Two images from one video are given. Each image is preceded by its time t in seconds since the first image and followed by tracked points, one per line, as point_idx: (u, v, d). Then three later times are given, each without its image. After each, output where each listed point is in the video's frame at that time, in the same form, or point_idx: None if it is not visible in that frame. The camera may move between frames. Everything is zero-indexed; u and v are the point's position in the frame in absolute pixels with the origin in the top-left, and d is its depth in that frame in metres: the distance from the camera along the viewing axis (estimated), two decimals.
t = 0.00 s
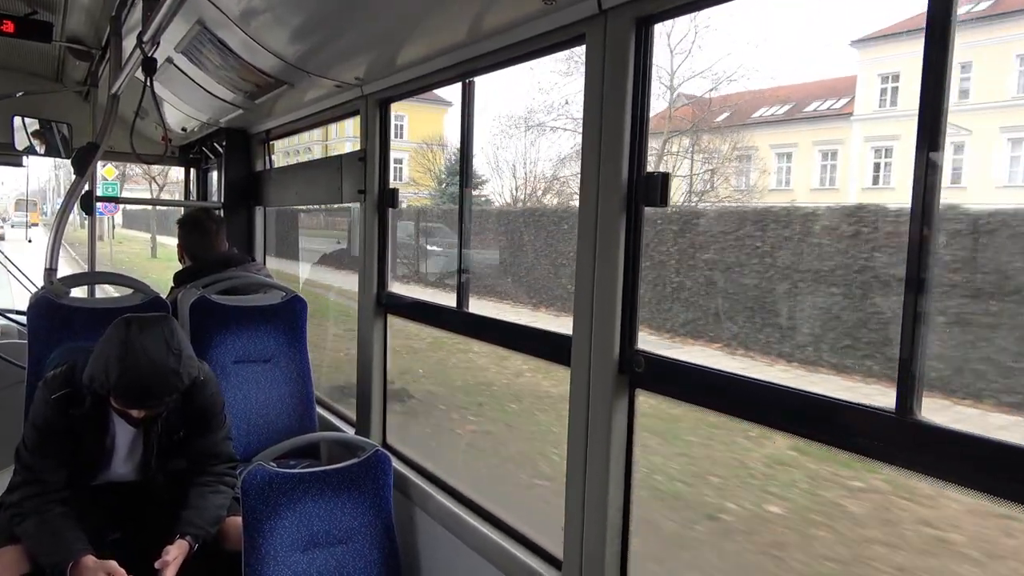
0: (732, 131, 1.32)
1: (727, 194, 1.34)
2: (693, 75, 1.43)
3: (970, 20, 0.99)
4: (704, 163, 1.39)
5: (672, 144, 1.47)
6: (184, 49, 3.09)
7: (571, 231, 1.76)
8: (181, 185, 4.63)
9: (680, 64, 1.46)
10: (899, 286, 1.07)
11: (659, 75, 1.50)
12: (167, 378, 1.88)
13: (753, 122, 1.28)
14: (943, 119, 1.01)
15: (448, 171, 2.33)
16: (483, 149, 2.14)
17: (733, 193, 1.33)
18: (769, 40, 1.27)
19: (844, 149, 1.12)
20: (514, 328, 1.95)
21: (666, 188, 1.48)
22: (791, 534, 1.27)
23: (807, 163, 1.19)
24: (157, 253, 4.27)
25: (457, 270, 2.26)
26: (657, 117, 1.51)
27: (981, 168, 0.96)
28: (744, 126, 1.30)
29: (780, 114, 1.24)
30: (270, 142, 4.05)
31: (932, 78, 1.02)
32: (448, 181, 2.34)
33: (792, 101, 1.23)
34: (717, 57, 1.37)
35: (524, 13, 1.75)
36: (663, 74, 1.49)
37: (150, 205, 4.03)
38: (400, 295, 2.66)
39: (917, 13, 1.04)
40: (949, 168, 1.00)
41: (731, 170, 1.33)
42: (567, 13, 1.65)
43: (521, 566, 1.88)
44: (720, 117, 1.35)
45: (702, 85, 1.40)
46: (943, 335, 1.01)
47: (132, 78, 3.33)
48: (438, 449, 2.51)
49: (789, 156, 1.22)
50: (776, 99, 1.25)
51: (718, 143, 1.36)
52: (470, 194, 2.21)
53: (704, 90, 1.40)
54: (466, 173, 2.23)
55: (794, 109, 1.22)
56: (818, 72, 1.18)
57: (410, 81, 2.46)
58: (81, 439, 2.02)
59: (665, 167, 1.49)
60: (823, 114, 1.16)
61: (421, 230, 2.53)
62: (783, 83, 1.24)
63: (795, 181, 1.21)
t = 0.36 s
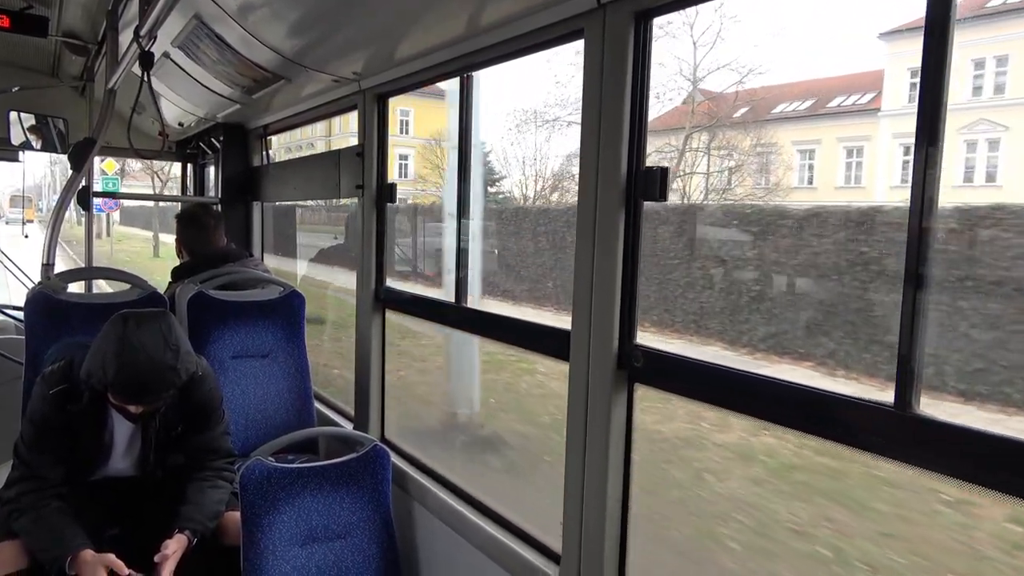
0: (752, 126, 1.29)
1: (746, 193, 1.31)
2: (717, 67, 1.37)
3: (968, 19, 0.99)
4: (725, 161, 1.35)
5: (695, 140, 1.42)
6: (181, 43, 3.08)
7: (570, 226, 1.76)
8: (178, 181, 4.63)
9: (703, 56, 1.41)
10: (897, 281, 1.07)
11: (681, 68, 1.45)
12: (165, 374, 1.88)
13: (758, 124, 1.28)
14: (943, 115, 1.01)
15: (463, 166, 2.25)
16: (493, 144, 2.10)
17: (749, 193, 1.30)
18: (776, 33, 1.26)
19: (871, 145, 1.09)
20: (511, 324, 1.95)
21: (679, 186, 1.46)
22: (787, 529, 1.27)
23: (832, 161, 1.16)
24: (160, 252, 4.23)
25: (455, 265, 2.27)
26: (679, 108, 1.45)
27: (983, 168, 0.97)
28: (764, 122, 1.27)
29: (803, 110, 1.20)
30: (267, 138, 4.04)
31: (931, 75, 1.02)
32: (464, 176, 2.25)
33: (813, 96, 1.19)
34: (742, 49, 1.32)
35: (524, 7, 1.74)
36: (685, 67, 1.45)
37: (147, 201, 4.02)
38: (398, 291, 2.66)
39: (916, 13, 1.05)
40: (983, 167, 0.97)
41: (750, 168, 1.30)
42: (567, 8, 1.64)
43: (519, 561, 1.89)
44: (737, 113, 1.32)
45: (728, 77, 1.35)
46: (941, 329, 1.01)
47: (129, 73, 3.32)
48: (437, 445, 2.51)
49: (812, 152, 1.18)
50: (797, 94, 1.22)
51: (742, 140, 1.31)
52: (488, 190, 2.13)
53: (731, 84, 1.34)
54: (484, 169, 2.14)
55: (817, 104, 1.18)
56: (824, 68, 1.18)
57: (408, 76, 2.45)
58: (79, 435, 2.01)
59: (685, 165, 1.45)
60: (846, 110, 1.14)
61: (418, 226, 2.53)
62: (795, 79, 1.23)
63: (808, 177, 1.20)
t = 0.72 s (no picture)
0: (784, 122, 1.24)
1: (772, 192, 1.27)
2: (750, 60, 1.31)
3: (969, 19, 0.99)
4: (750, 159, 1.31)
5: (724, 137, 1.36)
6: (181, 39, 3.08)
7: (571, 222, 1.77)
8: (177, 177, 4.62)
9: (731, 49, 1.35)
10: (896, 276, 1.08)
11: (710, 62, 1.40)
12: (166, 371, 1.88)
13: (768, 121, 1.27)
14: (941, 113, 1.02)
15: (487, 163, 2.12)
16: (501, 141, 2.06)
17: (762, 191, 1.28)
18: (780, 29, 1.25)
19: (904, 143, 1.07)
20: (510, 319, 1.96)
21: (687, 183, 1.45)
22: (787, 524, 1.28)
23: (862, 159, 1.13)
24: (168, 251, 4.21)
25: (455, 261, 2.27)
26: (706, 104, 1.41)
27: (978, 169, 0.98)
28: (795, 118, 1.22)
29: (831, 105, 1.16)
30: (267, 133, 4.04)
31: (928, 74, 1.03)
32: (488, 174, 2.12)
33: (842, 92, 1.15)
34: (775, 42, 1.26)
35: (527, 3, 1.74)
36: (713, 61, 1.39)
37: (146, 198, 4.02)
38: (398, 286, 2.67)
39: (917, 12, 1.05)
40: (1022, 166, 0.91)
41: (775, 166, 1.26)
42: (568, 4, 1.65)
43: (519, 556, 1.89)
44: (760, 110, 1.28)
45: (762, 71, 1.28)
46: (938, 323, 1.02)
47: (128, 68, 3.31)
48: (437, 441, 2.52)
49: (841, 150, 1.14)
50: (819, 90, 1.19)
51: (768, 138, 1.27)
52: (510, 188, 2.00)
53: (762, 79, 1.28)
54: (507, 166, 2.02)
55: (846, 100, 1.15)
56: (845, 62, 1.15)
57: (408, 72, 2.45)
58: (79, 430, 2.02)
59: (710, 165, 1.40)
60: (867, 107, 1.13)
61: (418, 222, 2.54)
62: (810, 76, 1.20)
63: (815, 175, 1.20)
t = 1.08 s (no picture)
0: (826, 114, 1.19)
1: (819, 188, 1.21)
2: (801, 49, 1.24)
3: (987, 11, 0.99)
4: (792, 153, 1.25)
5: (776, 130, 1.28)
6: (197, 43, 3.11)
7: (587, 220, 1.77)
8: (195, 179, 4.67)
9: (780, 38, 1.28)
10: (915, 271, 1.08)
11: (755, 53, 1.33)
12: (186, 374, 1.92)
13: (794, 113, 1.25)
14: (959, 110, 1.02)
15: (528, 161, 1.99)
16: (517, 140, 2.03)
17: (790, 188, 1.26)
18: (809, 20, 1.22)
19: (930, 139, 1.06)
20: (527, 318, 1.97)
21: (701, 180, 1.45)
22: (807, 520, 1.29)
23: (913, 153, 1.08)
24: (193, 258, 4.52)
25: (472, 259, 2.28)
26: (751, 96, 1.34)
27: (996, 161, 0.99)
28: (835, 109, 1.18)
29: (880, 97, 1.11)
30: (282, 135, 4.07)
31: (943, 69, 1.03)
32: (529, 173, 1.99)
33: (892, 82, 1.10)
34: (828, 29, 1.19)
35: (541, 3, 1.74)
36: (760, 51, 1.32)
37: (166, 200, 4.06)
38: (415, 286, 2.69)
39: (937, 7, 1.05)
40: None
41: (819, 162, 1.21)
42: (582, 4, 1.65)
43: (540, 553, 1.91)
44: (801, 104, 1.24)
45: (816, 60, 1.21)
46: (959, 317, 1.03)
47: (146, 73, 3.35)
48: (457, 439, 2.53)
49: (890, 144, 1.11)
50: (866, 80, 1.13)
51: (817, 130, 1.21)
52: (552, 188, 1.88)
53: (818, 68, 1.21)
54: (548, 164, 1.90)
55: (895, 92, 1.10)
56: (892, 51, 1.10)
57: (422, 72, 2.45)
58: (103, 433, 2.05)
59: (757, 160, 1.33)
60: (879, 102, 1.12)
61: (434, 222, 2.55)
62: (853, 66, 1.15)
63: (832, 169, 1.20)
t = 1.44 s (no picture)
0: (904, 115, 1.16)
1: (896, 195, 1.18)
2: (882, 47, 1.19)
3: None
4: (867, 157, 1.21)
5: (851, 133, 1.24)
6: (245, 65, 3.20)
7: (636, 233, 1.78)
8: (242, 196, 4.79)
9: (861, 33, 1.23)
10: (976, 280, 1.08)
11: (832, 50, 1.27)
12: (243, 390, 1.97)
13: (851, 122, 1.24)
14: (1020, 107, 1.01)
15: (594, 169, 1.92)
16: (566, 155, 2.03)
17: (856, 195, 1.24)
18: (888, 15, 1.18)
19: (986, 139, 1.05)
20: (574, 332, 1.98)
21: (752, 192, 1.45)
22: (865, 536, 1.27)
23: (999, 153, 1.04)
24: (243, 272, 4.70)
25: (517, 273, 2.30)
26: (828, 97, 1.28)
27: None
28: (913, 111, 1.14)
29: (961, 95, 1.08)
30: (326, 151, 4.15)
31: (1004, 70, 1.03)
32: (595, 182, 1.93)
33: (974, 80, 1.07)
34: (912, 23, 1.14)
35: (583, 20, 1.75)
36: (838, 48, 1.26)
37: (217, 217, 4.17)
38: (460, 299, 2.72)
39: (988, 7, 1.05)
40: None
41: (894, 166, 1.18)
42: (626, 20, 1.66)
43: (591, 566, 1.91)
44: (874, 102, 1.20)
45: (902, 55, 1.16)
46: None
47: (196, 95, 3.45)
48: (505, 451, 2.55)
49: (974, 145, 1.07)
50: (952, 78, 1.09)
51: (898, 131, 1.17)
52: (620, 198, 1.83)
53: (904, 63, 1.15)
54: (616, 172, 1.83)
55: (978, 89, 1.06)
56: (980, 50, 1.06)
57: (465, 88, 2.48)
58: (165, 447, 2.12)
59: (834, 164, 1.27)
60: (941, 103, 1.11)
61: (479, 237, 2.59)
62: (939, 63, 1.11)
63: (894, 178, 1.18)
